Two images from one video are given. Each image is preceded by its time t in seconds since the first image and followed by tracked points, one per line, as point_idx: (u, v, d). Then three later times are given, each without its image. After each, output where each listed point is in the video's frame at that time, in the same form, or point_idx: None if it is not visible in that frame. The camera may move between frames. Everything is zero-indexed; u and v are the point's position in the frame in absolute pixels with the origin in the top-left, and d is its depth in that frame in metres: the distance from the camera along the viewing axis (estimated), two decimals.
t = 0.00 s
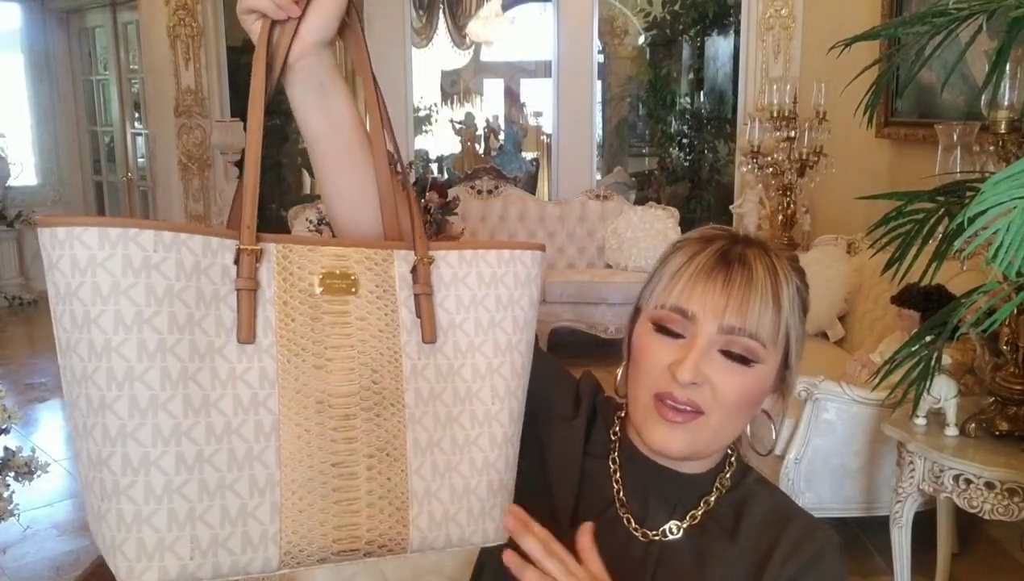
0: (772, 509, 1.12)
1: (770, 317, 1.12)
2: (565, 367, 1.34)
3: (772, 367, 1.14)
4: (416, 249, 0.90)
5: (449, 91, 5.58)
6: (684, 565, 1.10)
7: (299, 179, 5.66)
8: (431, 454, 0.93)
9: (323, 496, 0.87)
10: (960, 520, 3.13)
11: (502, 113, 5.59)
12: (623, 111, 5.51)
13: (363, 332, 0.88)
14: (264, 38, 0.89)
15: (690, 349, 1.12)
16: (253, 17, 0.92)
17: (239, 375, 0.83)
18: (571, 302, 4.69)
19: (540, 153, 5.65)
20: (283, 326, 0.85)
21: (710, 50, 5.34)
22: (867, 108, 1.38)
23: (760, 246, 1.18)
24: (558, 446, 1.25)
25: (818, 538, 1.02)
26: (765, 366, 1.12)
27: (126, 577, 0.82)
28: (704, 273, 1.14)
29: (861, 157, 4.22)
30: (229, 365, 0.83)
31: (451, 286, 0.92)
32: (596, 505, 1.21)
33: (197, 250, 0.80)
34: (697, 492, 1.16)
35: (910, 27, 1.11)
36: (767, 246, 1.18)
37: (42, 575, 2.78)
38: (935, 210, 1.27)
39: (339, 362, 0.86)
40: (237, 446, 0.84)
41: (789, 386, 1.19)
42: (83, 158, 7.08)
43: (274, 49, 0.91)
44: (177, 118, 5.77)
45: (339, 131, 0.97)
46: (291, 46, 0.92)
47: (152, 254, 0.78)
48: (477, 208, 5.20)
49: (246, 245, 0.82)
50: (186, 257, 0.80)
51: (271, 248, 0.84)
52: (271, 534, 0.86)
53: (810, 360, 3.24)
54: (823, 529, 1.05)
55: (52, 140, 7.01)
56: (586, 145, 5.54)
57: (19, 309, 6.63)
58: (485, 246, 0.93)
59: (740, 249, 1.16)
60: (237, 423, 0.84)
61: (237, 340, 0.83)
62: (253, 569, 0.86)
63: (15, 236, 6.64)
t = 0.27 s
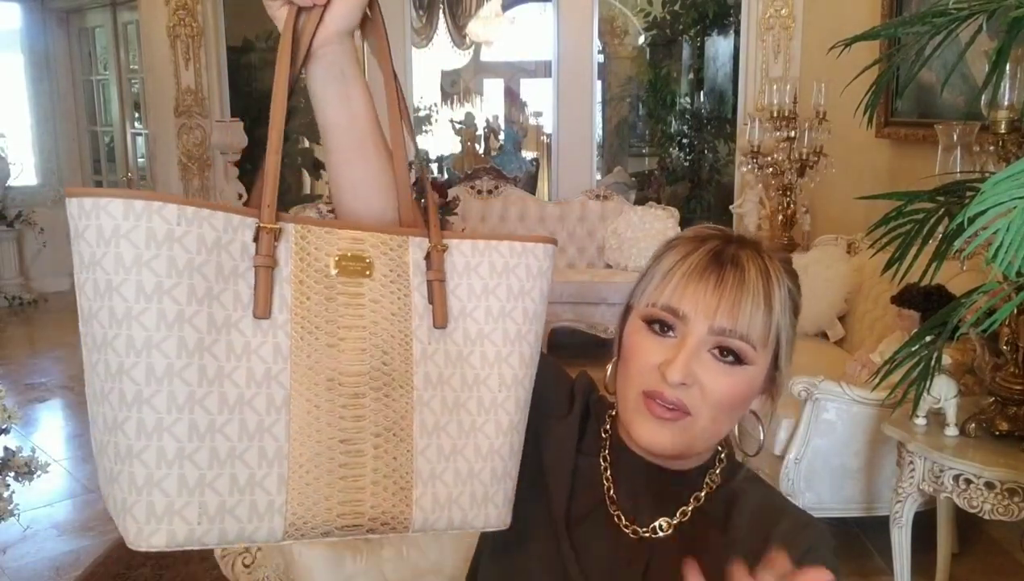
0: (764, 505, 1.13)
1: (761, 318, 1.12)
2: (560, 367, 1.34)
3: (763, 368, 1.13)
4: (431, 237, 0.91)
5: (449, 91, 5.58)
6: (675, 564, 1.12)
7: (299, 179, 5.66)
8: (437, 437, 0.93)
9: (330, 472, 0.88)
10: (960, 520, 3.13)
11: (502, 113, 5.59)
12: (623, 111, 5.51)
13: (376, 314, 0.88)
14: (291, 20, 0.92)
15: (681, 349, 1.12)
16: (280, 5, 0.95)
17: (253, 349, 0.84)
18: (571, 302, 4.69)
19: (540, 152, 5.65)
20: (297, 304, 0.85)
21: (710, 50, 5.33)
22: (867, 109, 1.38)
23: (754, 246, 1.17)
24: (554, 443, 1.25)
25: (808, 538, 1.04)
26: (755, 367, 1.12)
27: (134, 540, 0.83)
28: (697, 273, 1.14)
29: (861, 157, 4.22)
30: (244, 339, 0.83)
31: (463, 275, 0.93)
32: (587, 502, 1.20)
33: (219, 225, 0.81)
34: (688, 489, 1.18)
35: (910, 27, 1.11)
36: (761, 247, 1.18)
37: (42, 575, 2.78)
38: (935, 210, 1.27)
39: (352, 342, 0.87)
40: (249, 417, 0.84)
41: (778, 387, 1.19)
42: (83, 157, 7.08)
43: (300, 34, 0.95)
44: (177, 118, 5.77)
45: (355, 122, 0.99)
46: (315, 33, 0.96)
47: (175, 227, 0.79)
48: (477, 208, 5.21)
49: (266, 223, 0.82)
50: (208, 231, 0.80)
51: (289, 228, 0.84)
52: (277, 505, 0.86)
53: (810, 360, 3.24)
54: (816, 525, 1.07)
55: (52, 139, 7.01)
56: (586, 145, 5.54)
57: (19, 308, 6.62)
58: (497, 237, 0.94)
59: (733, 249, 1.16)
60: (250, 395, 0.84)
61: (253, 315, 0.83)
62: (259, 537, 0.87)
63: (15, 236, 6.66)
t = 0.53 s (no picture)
0: (756, 500, 1.15)
1: (761, 322, 1.13)
2: (561, 365, 1.33)
3: (759, 372, 1.14)
4: (435, 219, 0.92)
5: (449, 91, 5.58)
6: (666, 557, 1.13)
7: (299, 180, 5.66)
8: (427, 414, 0.95)
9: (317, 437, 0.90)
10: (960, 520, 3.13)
11: (503, 113, 5.59)
12: (623, 111, 5.50)
13: (375, 290, 0.90)
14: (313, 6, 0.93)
15: (680, 350, 1.12)
16: None
17: (250, 312, 0.86)
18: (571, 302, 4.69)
19: (540, 152, 5.65)
20: (298, 273, 0.87)
21: (710, 50, 5.33)
22: (867, 109, 1.38)
23: (755, 250, 1.18)
24: (552, 437, 1.25)
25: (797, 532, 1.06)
26: (752, 371, 1.13)
27: (122, 490, 0.84)
28: (698, 274, 1.14)
29: (861, 157, 4.22)
30: (242, 302, 0.85)
31: (465, 259, 0.94)
32: (582, 498, 1.21)
33: (227, 189, 0.84)
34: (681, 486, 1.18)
35: (910, 27, 1.11)
36: (762, 251, 1.18)
37: (42, 575, 2.78)
38: (935, 210, 1.27)
39: (347, 315, 0.89)
40: (240, 377, 0.86)
41: (773, 390, 1.20)
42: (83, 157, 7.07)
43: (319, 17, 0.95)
44: (177, 118, 5.77)
45: (370, 104, 1.01)
46: (334, 16, 0.96)
47: (183, 186, 0.81)
48: (477, 208, 5.21)
49: (273, 192, 0.85)
50: (216, 194, 0.83)
51: (296, 199, 0.86)
52: (262, 465, 0.88)
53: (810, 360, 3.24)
54: (806, 518, 1.09)
55: (52, 139, 7.01)
56: (586, 145, 5.54)
57: (19, 308, 6.62)
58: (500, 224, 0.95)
59: (735, 252, 1.16)
60: (244, 355, 0.86)
61: (253, 279, 0.85)
62: (241, 497, 0.88)
63: (15, 236, 6.66)
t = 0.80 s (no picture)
0: (750, 497, 1.14)
1: (749, 319, 1.12)
2: (562, 365, 1.34)
3: (748, 371, 1.13)
4: (441, 216, 0.92)
5: (449, 91, 5.58)
6: (658, 557, 1.12)
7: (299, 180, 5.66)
8: (430, 410, 0.95)
9: (320, 433, 0.90)
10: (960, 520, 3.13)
11: (503, 113, 5.60)
12: (623, 111, 5.50)
13: (380, 288, 0.90)
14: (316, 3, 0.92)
15: (666, 345, 1.12)
16: None
17: (253, 309, 0.86)
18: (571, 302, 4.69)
19: (540, 152, 5.65)
20: (302, 270, 0.87)
21: (710, 50, 5.33)
22: (867, 109, 1.38)
23: (749, 248, 1.17)
24: (553, 438, 1.25)
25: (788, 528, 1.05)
26: (740, 369, 1.12)
27: (129, 482, 0.86)
28: (688, 270, 1.14)
29: (861, 157, 4.22)
30: (246, 299, 0.86)
31: (471, 256, 0.94)
32: (579, 498, 1.21)
33: (231, 188, 0.84)
34: (677, 483, 1.17)
35: (910, 28, 1.11)
36: (756, 250, 1.18)
37: (42, 575, 2.78)
38: (935, 210, 1.27)
39: (350, 312, 0.89)
40: (243, 373, 0.87)
41: (767, 393, 1.19)
42: (83, 157, 7.07)
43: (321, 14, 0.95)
44: (177, 118, 5.76)
45: (373, 100, 1.01)
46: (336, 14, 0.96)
47: (188, 185, 0.82)
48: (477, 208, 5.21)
49: (276, 190, 0.85)
50: (220, 193, 0.83)
51: (299, 196, 0.87)
52: (264, 460, 0.89)
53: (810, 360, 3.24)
54: (800, 515, 1.08)
55: (52, 139, 7.00)
56: (586, 145, 5.54)
57: (19, 308, 6.62)
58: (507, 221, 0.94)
59: (728, 250, 1.16)
60: (246, 352, 0.86)
61: (256, 276, 0.86)
62: (244, 491, 0.89)
63: (15, 236, 6.66)
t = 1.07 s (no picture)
0: (747, 497, 1.14)
1: (756, 323, 1.13)
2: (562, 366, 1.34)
3: (754, 372, 1.14)
4: (446, 214, 0.91)
5: (449, 91, 5.59)
6: (654, 558, 1.11)
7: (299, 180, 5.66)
8: (435, 406, 0.93)
9: (324, 428, 0.89)
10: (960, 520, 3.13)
11: (502, 113, 5.60)
12: (623, 111, 5.50)
13: (386, 288, 0.90)
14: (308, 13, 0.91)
15: (675, 352, 1.12)
16: None
17: (259, 307, 0.86)
18: (571, 302, 4.69)
19: (540, 152, 5.65)
20: (307, 269, 0.87)
21: (710, 50, 5.33)
22: (867, 109, 1.38)
23: (750, 250, 1.18)
24: (553, 438, 1.25)
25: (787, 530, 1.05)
26: (747, 372, 1.13)
27: (139, 474, 0.87)
28: (693, 275, 1.14)
29: (861, 157, 4.22)
30: (252, 296, 0.86)
31: (477, 253, 0.92)
32: (576, 498, 1.21)
33: (239, 188, 0.85)
34: (675, 483, 1.17)
35: (910, 28, 1.11)
36: (757, 251, 1.18)
37: (42, 575, 2.78)
38: (935, 210, 1.27)
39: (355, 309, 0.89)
40: (248, 369, 0.87)
41: (769, 392, 1.20)
42: (82, 157, 7.07)
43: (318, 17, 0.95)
44: (177, 118, 5.76)
45: (369, 97, 1.01)
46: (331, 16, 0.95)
47: (196, 187, 0.83)
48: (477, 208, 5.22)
49: (281, 191, 0.85)
50: (227, 193, 0.84)
51: (305, 197, 0.87)
52: (269, 453, 0.89)
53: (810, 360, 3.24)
54: (797, 517, 1.08)
55: (53, 139, 7.00)
56: (586, 145, 5.54)
57: (19, 308, 6.62)
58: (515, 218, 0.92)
59: (730, 253, 1.16)
60: (252, 348, 0.87)
61: (264, 274, 0.86)
62: (248, 485, 0.89)
63: (15, 236, 6.67)
